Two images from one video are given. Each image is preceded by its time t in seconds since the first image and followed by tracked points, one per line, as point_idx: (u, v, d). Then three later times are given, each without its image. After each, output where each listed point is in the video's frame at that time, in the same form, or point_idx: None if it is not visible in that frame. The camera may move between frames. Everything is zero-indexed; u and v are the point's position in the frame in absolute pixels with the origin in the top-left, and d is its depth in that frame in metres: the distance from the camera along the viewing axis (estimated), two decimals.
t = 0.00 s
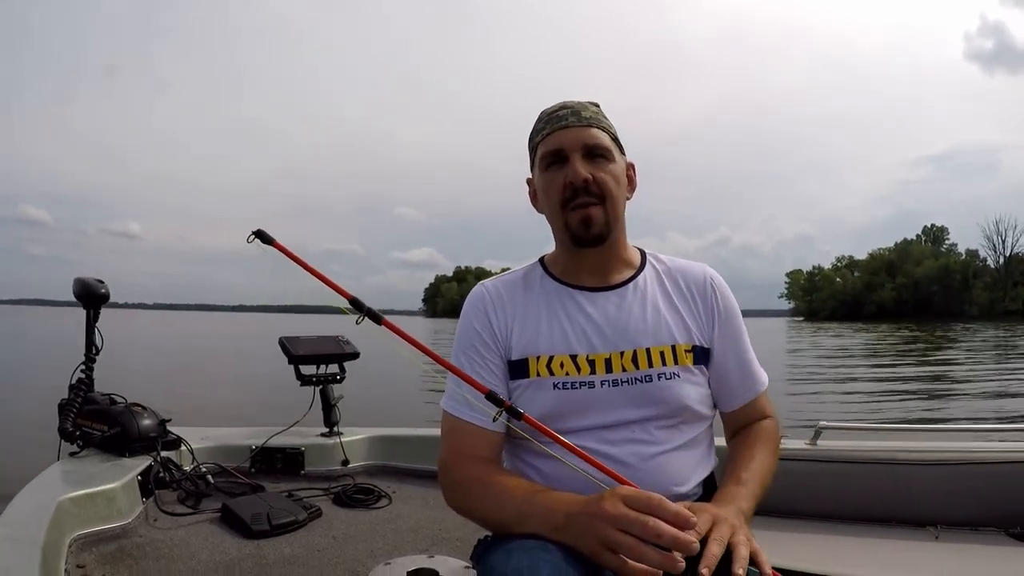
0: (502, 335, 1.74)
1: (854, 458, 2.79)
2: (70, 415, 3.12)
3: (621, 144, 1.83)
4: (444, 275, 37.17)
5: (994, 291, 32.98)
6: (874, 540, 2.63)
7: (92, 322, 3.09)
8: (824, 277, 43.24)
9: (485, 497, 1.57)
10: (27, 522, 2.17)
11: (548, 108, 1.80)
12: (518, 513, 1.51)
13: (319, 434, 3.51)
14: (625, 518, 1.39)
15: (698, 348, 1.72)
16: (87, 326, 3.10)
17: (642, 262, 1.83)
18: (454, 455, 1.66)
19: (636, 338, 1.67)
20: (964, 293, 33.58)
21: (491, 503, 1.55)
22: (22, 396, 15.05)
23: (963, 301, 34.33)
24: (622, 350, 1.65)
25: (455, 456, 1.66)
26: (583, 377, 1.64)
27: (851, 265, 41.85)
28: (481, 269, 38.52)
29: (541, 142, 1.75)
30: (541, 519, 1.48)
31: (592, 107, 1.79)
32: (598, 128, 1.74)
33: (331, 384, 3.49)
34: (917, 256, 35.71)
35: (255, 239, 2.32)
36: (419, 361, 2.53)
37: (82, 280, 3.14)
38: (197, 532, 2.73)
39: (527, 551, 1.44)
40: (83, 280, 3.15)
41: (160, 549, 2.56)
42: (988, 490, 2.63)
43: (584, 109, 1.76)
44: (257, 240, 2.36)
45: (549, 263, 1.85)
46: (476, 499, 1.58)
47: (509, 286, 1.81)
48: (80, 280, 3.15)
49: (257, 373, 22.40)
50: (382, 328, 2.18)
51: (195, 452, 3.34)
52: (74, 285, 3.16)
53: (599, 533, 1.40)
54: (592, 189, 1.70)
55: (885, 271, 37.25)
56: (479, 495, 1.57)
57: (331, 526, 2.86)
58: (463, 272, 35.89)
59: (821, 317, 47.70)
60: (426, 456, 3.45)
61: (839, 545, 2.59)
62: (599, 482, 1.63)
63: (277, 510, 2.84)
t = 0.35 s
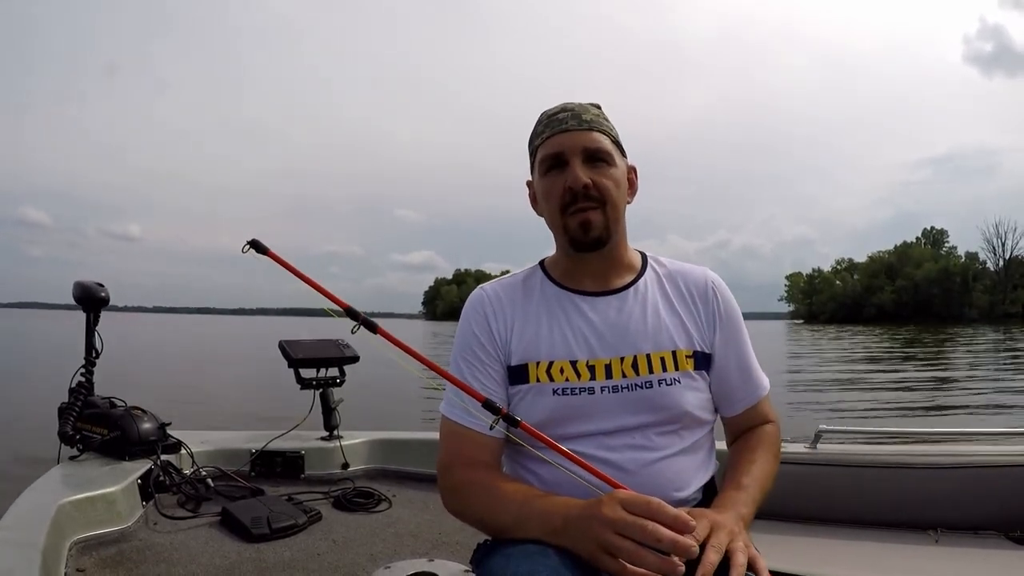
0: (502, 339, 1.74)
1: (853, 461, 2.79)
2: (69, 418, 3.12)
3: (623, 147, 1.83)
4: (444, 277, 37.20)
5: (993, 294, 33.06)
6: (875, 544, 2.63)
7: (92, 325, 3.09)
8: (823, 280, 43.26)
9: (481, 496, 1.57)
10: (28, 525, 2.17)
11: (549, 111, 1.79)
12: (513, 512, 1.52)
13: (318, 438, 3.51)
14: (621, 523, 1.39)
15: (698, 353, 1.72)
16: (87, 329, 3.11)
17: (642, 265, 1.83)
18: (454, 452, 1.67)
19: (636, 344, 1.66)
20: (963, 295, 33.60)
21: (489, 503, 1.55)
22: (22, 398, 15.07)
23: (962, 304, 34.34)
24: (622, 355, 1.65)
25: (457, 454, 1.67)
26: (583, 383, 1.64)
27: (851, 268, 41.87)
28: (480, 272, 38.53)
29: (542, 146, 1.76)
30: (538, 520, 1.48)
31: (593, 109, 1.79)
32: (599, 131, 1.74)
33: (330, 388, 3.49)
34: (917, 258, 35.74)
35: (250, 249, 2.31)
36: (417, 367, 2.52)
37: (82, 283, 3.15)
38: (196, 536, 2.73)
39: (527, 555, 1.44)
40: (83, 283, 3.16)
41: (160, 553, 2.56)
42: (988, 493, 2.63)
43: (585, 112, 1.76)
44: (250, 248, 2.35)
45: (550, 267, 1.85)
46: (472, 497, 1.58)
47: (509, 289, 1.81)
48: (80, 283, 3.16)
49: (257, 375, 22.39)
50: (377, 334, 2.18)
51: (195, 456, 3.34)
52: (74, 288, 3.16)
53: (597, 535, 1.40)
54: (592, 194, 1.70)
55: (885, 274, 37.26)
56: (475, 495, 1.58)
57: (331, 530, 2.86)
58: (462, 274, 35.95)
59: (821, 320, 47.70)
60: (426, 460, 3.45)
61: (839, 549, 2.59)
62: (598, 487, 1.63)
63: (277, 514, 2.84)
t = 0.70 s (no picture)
0: (506, 346, 1.75)
1: (853, 466, 2.79)
2: (69, 424, 3.12)
3: (624, 151, 1.83)
4: (443, 279, 37.20)
5: (992, 292, 33.10)
6: (875, 549, 2.63)
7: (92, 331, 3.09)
8: (823, 280, 43.27)
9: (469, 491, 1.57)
10: (28, 531, 2.17)
11: (551, 117, 1.80)
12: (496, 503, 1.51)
13: (319, 443, 3.50)
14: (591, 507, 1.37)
15: (702, 360, 1.72)
16: (87, 335, 3.11)
17: (647, 271, 1.84)
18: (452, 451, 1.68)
19: (641, 350, 1.66)
20: (963, 295, 33.59)
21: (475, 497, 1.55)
22: (21, 401, 15.07)
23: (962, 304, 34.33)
24: (628, 362, 1.65)
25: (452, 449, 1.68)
26: (589, 390, 1.64)
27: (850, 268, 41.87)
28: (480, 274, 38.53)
29: (543, 154, 1.76)
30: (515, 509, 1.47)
31: (595, 115, 1.78)
32: (601, 137, 1.74)
33: (330, 394, 3.49)
34: (916, 258, 35.75)
35: (253, 251, 2.33)
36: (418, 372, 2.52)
37: (81, 289, 3.15)
38: (197, 541, 2.73)
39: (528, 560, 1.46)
40: (83, 289, 3.16)
41: (160, 558, 2.56)
42: (987, 498, 2.63)
43: (586, 118, 1.75)
44: (253, 251, 2.36)
45: (554, 273, 1.86)
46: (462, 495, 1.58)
47: (513, 295, 1.82)
48: (80, 289, 3.16)
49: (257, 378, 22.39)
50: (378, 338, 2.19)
51: (195, 462, 3.34)
52: (74, 294, 3.16)
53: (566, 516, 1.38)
54: (594, 202, 1.70)
55: (884, 274, 37.27)
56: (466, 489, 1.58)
57: (331, 536, 2.85)
58: (462, 274, 35.98)
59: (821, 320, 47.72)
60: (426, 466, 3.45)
61: (840, 554, 2.59)
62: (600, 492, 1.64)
63: (277, 520, 2.83)
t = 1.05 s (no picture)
0: (507, 340, 1.78)
1: (854, 463, 2.79)
2: (69, 420, 3.13)
3: (631, 149, 1.82)
4: (444, 278, 37.16)
5: (992, 292, 33.12)
6: (875, 545, 2.63)
7: (91, 327, 3.09)
8: (823, 280, 43.24)
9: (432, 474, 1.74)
10: (28, 527, 2.18)
11: (556, 113, 1.80)
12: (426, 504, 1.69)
13: (318, 440, 3.51)
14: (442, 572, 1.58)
15: (702, 359, 1.71)
16: (87, 331, 3.11)
17: (652, 269, 1.83)
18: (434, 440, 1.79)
19: (639, 349, 1.66)
20: (963, 294, 33.56)
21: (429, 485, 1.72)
22: (21, 399, 15.05)
23: (962, 303, 34.31)
24: (623, 360, 1.65)
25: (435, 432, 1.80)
26: (582, 385, 1.65)
27: (851, 267, 41.94)
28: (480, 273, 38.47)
29: (549, 150, 1.76)
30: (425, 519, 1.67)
31: (600, 111, 1.79)
32: (606, 134, 1.74)
33: (330, 390, 3.49)
34: (916, 258, 35.73)
35: (250, 251, 2.31)
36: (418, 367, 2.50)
37: (81, 286, 3.15)
38: (197, 537, 2.73)
39: (527, 556, 1.49)
40: (83, 285, 3.16)
41: (160, 554, 2.56)
42: (987, 495, 2.63)
43: (592, 114, 1.76)
44: (249, 250, 2.34)
45: (558, 269, 1.85)
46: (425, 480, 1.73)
47: (516, 290, 1.82)
48: (80, 286, 3.16)
49: (256, 377, 22.35)
50: (376, 336, 2.19)
51: (195, 459, 3.34)
52: (74, 290, 3.16)
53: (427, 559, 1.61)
54: (600, 199, 1.69)
55: (885, 273, 37.27)
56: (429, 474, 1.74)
57: (331, 532, 2.86)
58: (462, 273, 35.98)
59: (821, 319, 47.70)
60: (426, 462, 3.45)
61: (839, 550, 2.59)
62: (596, 490, 1.64)
63: (277, 516, 2.83)
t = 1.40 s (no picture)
0: (504, 340, 1.78)
1: (854, 464, 2.79)
2: (69, 421, 3.12)
3: (625, 148, 1.82)
4: (444, 279, 37.16)
5: (991, 295, 33.15)
6: (875, 546, 2.63)
7: (92, 327, 3.09)
8: (823, 281, 43.26)
9: (437, 475, 1.75)
10: (28, 528, 2.17)
11: (550, 113, 1.80)
12: (434, 505, 1.73)
13: (318, 440, 3.50)
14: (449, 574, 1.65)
15: (698, 359, 1.71)
16: (87, 331, 3.11)
17: (647, 269, 1.82)
18: (439, 444, 1.79)
19: (635, 349, 1.66)
20: (963, 296, 33.58)
21: (437, 486, 1.74)
22: (21, 399, 15.04)
23: (962, 305, 34.32)
24: (619, 360, 1.65)
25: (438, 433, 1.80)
26: (578, 386, 1.65)
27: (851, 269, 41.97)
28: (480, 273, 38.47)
29: (543, 150, 1.76)
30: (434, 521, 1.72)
31: (595, 111, 1.79)
32: (600, 133, 1.74)
33: (330, 391, 3.49)
34: (916, 260, 35.75)
35: (248, 251, 2.30)
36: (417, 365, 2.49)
37: (82, 286, 3.15)
38: (197, 538, 2.73)
39: (527, 556, 1.48)
40: (83, 286, 3.16)
41: (160, 555, 2.56)
42: (986, 495, 2.63)
43: (586, 114, 1.76)
44: (247, 251, 2.33)
45: (555, 268, 1.85)
46: (431, 483, 1.75)
47: (512, 291, 1.82)
48: (80, 286, 3.16)
49: (256, 377, 22.34)
50: (374, 337, 2.17)
51: (195, 459, 3.34)
52: (74, 291, 3.16)
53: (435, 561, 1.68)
54: (594, 197, 1.69)
55: (885, 275, 37.29)
56: (433, 477, 1.75)
57: (331, 532, 2.85)
58: (461, 274, 36.00)
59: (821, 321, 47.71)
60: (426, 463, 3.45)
61: (839, 550, 2.59)
62: (594, 490, 1.64)
63: (277, 517, 2.83)
